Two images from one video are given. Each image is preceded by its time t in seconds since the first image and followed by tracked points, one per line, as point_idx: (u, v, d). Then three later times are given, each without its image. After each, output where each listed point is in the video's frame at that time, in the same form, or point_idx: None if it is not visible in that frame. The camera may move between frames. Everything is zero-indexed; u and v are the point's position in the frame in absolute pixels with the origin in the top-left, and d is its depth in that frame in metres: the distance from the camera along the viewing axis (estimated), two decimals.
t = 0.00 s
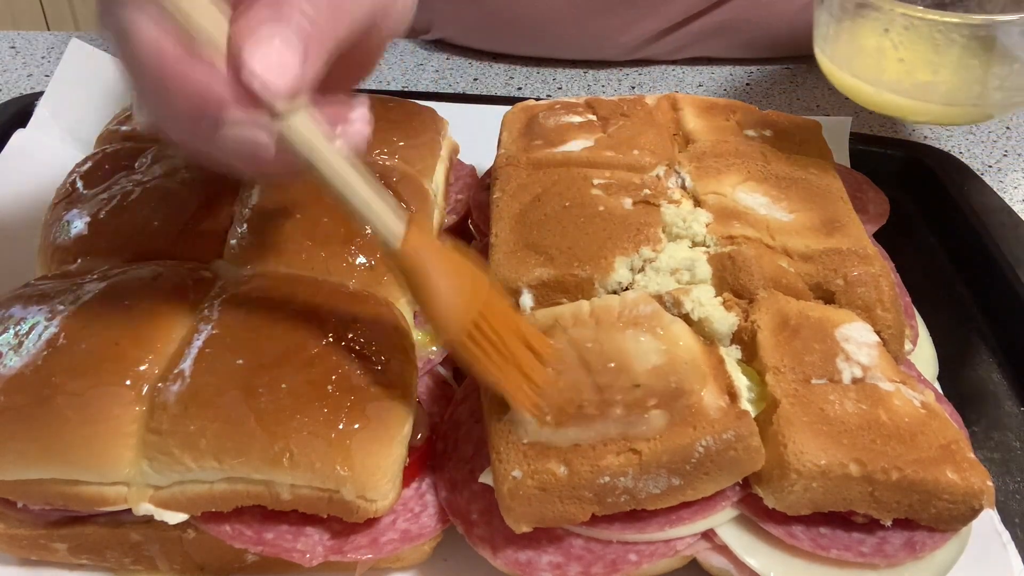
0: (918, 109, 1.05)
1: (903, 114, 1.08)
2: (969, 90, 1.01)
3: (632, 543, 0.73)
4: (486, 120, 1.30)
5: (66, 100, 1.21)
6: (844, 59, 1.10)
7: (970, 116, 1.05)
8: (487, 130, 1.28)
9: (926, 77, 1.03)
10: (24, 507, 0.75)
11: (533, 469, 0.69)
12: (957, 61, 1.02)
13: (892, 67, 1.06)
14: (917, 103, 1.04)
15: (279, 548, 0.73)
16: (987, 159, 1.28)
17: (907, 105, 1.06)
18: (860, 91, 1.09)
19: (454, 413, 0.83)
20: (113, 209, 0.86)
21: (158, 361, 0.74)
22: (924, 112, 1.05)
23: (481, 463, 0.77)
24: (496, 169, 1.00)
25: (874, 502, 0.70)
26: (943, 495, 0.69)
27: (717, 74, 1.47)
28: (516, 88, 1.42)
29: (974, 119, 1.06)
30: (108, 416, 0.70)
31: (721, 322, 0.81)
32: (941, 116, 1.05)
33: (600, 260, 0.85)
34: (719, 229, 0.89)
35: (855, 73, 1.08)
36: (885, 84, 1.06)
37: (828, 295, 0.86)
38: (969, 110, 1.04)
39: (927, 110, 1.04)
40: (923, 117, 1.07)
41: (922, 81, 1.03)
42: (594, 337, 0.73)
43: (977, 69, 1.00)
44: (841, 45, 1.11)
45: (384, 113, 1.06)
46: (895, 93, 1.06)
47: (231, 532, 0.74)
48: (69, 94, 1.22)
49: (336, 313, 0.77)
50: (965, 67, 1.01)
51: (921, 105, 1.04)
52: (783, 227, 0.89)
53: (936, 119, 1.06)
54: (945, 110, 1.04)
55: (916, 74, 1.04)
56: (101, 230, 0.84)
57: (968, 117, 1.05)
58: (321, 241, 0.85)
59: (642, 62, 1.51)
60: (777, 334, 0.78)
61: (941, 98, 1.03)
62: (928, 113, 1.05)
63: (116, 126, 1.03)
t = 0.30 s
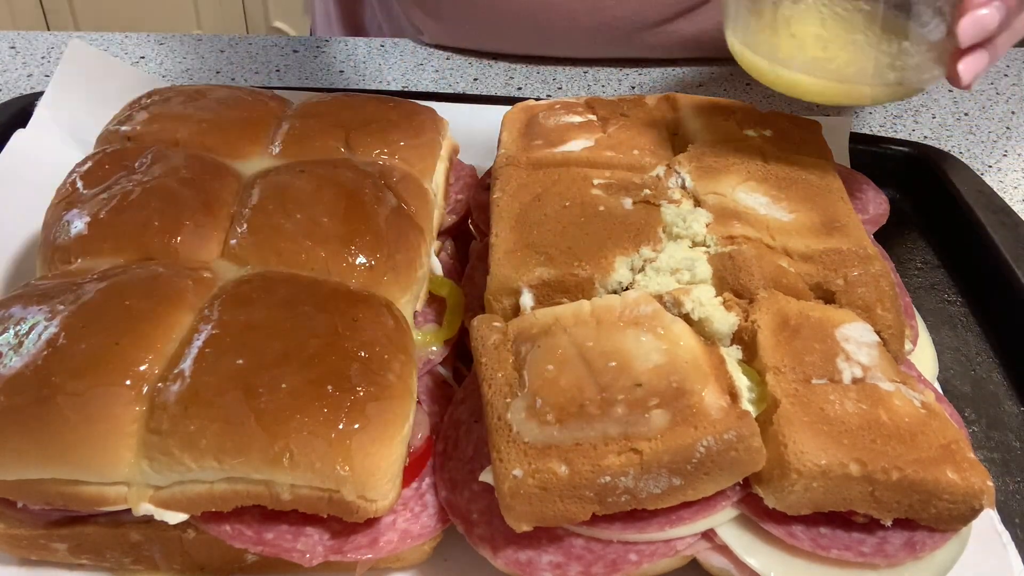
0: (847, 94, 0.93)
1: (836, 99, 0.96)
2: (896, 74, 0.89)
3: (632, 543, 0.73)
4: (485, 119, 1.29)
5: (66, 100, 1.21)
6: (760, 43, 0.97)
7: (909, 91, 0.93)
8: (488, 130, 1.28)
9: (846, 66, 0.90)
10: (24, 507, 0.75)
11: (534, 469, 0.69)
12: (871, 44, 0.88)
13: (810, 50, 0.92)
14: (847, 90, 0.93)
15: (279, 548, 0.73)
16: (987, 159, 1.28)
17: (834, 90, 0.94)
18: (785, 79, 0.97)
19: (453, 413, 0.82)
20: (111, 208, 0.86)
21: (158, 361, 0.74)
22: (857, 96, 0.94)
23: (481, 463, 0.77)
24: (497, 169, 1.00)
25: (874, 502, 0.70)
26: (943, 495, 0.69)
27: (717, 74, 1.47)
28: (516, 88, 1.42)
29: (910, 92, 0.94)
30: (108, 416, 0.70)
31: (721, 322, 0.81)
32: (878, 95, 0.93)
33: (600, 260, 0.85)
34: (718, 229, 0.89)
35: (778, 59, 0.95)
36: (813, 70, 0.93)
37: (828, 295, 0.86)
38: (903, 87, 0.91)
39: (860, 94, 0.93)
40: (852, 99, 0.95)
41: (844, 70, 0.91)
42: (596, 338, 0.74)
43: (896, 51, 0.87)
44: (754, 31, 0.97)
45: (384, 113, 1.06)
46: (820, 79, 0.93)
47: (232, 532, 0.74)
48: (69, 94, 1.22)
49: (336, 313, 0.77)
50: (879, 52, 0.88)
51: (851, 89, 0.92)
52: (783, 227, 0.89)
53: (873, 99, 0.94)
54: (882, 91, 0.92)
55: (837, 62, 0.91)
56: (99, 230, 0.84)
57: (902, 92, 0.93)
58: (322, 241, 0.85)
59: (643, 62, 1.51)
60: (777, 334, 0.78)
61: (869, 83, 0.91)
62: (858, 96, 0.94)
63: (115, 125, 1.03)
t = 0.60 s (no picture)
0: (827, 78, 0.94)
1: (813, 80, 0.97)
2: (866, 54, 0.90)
3: (632, 543, 0.73)
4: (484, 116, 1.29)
5: (66, 100, 1.21)
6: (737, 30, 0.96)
7: (883, 68, 0.94)
8: (488, 129, 1.28)
9: (820, 53, 0.91)
10: (24, 507, 0.75)
11: (534, 469, 0.69)
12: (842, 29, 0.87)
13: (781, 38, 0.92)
14: (822, 73, 0.94)
15: (279, 548, 0.73)
16: (987, 159, 1.28)
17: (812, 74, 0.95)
18: (766, 64, 0.97)
19: (453, 413, 0.82)
20: (111, 207, 0.86)
21: (158, 361, 0.74)
22: (835, 76, 0.95)
23: (481, 463, 0.77)
24: (496, 168, 1.00)
25: (874, 502, 0.70)
26: (943, 495, 0.69)
27: (717, 74, 1.47)
28: (516, 87, 1.42)
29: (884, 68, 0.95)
30: (108, 416, 0.70)
31: (721, 322, 0.81)
32: (853, 74, 0.94)
33: (600, 260, 0.85)
34: (718, 229, 0.89)
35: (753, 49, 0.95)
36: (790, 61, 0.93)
37: (829, 295, 0.86)
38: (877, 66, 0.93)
39: (835, 75, 0.94)
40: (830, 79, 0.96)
41: (819, 58, 0.91)
42: (596, 338, 0.75)
43: (867, 31, 0.87)
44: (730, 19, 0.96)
45: (384, 113, 1.06)
46: (795, 66, 0.94)
47: (232, 532, 0.74)
48: (69, 94, 1.22)
49: (336, 313, 0.77)
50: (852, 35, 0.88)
51: (828, 71, 0.93)
52: (783, 227, 0.89)
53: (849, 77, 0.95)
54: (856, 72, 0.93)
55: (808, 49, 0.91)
56: (99, 230, 0.84)
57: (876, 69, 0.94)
58: (322, 241, 0.84)
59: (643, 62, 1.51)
60: (777, 334, 0.78)
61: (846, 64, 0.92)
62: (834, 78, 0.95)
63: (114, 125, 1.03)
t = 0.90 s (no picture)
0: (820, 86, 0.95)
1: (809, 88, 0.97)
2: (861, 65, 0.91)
3: (632, 543, 0.73)
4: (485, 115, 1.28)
5: (66, 100, 1.21)
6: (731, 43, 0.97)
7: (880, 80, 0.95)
8: (488, 129, 1.28)
9: (815, 63, 0.91)
10: (24, 507, 0.75)
11: (534, 469, 0.69)
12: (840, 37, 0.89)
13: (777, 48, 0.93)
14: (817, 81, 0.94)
15: (279, 548, 0.73)
16: (987, 159, 1.28)
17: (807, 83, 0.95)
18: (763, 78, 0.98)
19: (454, 413, 0.82)
20: (111, 207, 0.86)
21: (158, 361, 0.74)
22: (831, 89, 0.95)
23: (481, 463, 0.77)
24: (496, 168, 1.00)
25: (874, 502, 0.70)
26: (943, 495, 0.69)
27: (717, 74, 1.47)
28: (516, 87, 1.42)
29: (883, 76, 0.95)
30: (108, 416, 0.70)
31: (721, 323, 0.81)
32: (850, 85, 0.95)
33: (600, 260, 0.85)
34: (718, 229, 0.89)
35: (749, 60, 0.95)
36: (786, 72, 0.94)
37: (829, 295, 0.86)
38: (872, 76, 0.94)
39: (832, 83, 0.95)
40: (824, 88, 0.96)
41: (814, 68, 0.92)
42: (595, 338, 0.75)
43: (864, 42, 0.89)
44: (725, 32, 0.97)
45: (384, 113, 1.06)
46: (791, 78, 0.95)
47: (232, 532, 0.74)
48: (69, 95, 1.22)
49: (336, 313, 0.77)
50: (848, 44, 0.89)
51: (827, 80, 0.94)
52: (783, 227, 0.89)
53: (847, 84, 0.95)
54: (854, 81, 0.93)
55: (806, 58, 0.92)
56: (99, 230, 0.84)
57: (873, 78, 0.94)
58: (321, 241, 0.85)
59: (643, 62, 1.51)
60: (777, 333, 0.78)
61: (840, 75, 0.93)
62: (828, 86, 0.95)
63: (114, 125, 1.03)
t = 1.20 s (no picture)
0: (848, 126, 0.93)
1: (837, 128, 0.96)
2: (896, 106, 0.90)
3: (632, 543, 0.73)
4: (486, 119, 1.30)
5: (66, 100, 1.21)
6: (762, 81, 0.96)
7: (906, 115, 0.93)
8: (488, 129, 1.28)
9: (850, 101, 0.91)
10: (24, 507, 0.75)
11: (534, 469, 0.69)
12: (879, 82, 0.89)
13: (813, 87, 0.93)
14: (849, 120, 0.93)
15: (279, 548, 0.73)
16: (987, 159, 1.28)
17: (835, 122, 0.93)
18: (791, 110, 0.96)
19: (453, 412, 0.82)
20: (111, 207, 0.86)
21: (158, 361, 0.74)
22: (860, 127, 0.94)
23: (481, 463, 0.77)
24: (496, 168, 1.00)
25: (874, 502, 0.70)
26: (943, 495, 0.69)
27: (716, 74, 1.47)
28: (516, 88, 1.42)
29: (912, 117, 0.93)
30: (107, 415, 0.70)
31: (721, 323, 0.81)
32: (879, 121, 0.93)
33: (600, 260, 0.85)
34: (718, 229, 0.89)
35: (782, 98, 0.95)
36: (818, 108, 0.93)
37: (829, 295, 0.86)
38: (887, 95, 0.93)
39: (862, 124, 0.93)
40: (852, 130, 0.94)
41: (848, 105, 0.91)
42: (596, 339, 0.75)
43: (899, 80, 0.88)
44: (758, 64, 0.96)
45: (384, 114, 1.06)
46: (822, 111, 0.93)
47: (232, 532, 0.74)
48: (69, 94, 1.22)
49: (336, 313, 0.77)
50: (887, 89, 0.89)
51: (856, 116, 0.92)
52: (783, 227, 0.89)
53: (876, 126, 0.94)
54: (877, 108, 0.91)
55: (841, 98, 0.91)
56: (99, 230, 0.84)
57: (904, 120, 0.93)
58: (322, 241, 0.85)
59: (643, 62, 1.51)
60: (777, 333, 0.78)
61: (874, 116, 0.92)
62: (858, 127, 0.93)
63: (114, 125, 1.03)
